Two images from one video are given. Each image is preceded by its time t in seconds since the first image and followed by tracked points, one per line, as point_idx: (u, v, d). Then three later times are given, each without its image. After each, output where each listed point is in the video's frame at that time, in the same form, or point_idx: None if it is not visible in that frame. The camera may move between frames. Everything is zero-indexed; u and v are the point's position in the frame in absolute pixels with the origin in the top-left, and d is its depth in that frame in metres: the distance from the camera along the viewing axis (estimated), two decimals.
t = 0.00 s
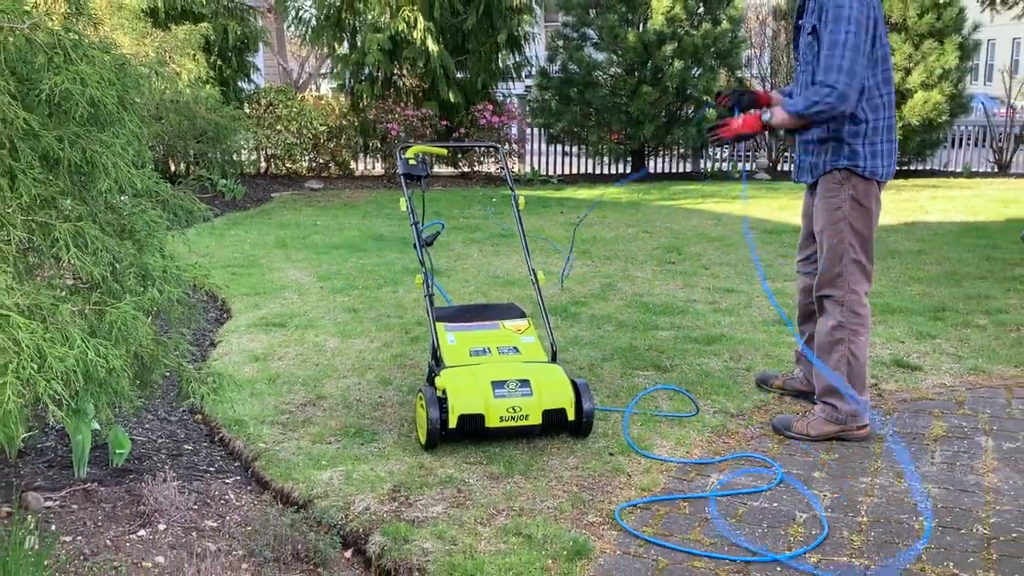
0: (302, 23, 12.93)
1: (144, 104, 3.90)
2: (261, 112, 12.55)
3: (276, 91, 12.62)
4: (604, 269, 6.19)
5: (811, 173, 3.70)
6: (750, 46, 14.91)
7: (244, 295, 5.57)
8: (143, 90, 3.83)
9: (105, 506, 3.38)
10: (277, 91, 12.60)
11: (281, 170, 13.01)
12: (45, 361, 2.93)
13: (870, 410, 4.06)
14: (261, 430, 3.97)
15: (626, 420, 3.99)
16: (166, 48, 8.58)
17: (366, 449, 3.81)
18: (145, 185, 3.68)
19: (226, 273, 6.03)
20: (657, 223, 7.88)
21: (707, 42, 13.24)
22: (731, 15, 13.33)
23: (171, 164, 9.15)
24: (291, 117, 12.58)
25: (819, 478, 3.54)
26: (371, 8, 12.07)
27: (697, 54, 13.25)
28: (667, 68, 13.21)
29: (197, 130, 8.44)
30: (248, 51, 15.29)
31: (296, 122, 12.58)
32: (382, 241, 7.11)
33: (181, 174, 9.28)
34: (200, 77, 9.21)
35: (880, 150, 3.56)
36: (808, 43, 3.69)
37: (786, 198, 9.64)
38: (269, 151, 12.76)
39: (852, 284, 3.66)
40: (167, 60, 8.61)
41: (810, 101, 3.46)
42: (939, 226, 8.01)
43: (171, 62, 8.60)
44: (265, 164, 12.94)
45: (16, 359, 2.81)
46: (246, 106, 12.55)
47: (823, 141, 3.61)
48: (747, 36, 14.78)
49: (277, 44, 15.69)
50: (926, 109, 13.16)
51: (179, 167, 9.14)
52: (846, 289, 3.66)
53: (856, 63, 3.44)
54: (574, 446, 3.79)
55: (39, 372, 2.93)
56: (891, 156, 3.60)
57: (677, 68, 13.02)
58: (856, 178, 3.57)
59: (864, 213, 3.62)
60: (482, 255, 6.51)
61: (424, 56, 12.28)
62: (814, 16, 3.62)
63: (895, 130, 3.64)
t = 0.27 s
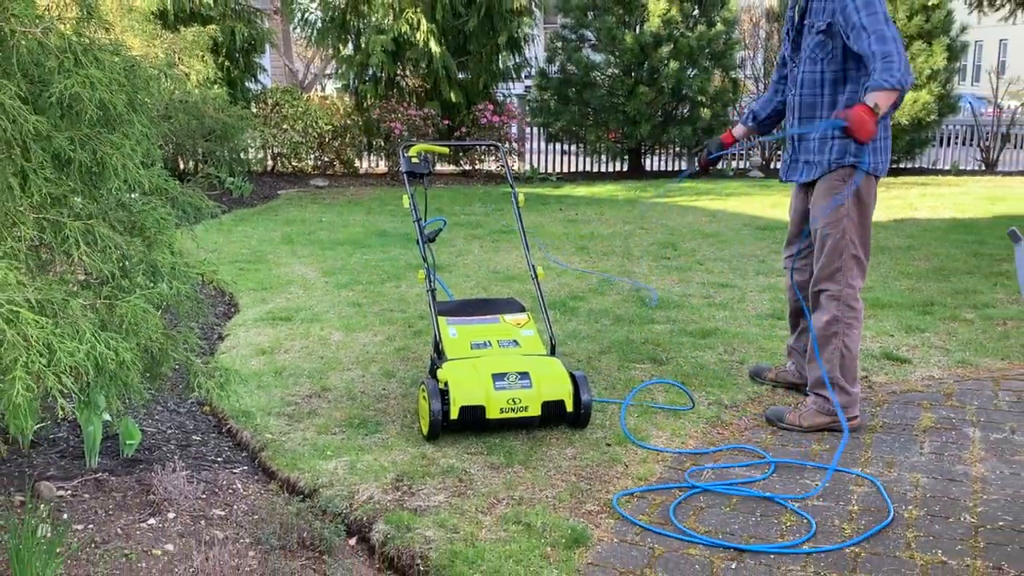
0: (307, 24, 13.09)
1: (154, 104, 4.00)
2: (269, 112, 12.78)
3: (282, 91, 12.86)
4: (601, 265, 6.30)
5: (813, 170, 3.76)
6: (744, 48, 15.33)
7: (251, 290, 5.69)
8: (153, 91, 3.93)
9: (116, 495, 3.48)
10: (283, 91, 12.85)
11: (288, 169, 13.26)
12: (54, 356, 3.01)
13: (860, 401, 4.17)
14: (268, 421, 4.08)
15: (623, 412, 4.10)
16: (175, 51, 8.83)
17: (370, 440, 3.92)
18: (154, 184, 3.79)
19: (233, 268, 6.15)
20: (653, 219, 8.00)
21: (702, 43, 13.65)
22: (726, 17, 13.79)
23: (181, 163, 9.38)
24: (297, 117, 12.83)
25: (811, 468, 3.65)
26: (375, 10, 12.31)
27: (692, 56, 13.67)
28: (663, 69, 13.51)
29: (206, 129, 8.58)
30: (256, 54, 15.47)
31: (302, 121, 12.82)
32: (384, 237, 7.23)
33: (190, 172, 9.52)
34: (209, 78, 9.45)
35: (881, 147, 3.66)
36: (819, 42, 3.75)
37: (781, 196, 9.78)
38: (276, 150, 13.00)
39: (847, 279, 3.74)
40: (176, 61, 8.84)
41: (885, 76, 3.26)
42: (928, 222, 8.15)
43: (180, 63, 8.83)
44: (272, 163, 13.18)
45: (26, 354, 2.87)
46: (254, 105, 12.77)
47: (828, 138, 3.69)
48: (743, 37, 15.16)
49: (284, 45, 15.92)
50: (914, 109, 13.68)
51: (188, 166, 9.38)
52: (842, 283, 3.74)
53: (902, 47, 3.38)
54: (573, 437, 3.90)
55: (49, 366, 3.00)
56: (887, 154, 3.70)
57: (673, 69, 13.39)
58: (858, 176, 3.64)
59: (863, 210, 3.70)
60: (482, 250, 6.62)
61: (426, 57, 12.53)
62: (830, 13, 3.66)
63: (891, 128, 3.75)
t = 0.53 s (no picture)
0: (313, 28, 13.37)
1: (164, 104, 4.11)
2: (275, 111, 13.42)
3: (289, 92, 13.46)
4: (599, 260, 6.41)
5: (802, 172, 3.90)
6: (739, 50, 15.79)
7: (258, 285, 5.81)
8: (163, 91, 4.04)
9: (127, 485, 3.59)
10: (289, 92, 13.45)
11: (294, 167, 13.88)
12: (69, 348, 3.09)
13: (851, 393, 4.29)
14: (275, 413, 4.20)
15: (620, 404, 4.21)
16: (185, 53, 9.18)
17: (373, 431, 4.03)
18: (164, 182, 3.90)
19: (241, 263, 6.28)
20: (649, 217, 8.12)
21: (696, 46, 14.23)
22: (719, 21, 14.39)
23: (191, 161, 9.71)
24: (302, 117, 13.44)
25: (802, 459, 3.76)
26: (379, 14, 12.61)
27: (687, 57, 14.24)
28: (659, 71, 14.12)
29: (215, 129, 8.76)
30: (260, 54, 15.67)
31: (307, 121, 13.42)
32: (388, 234, 7.35)
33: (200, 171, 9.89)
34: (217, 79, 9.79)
35: (871, 149, 3.79)
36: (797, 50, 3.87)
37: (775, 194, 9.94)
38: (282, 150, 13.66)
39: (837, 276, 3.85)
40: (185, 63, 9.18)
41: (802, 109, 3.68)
42: (916, 219, 8.31)
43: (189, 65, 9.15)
44: (278, 161, 13.82)
45: (43, 346, 2.94)
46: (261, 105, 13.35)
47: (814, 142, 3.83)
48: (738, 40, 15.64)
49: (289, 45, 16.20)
50: (904, 109, 14.30)
51: (198, 164, 9.73)
52: (832, 279, 3.85)
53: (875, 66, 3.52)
54: (571, 428, 4.01)
55: (65, 358, 3.08)
56: (877, 154, 3.83)
57: (668, 71, 13.94)
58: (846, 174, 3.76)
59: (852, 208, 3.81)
60: (482, 247, 6.73)
61: (428, 59, 12.85)
62: (806, 24, 3.80)
63: (880, 127, 3.87)
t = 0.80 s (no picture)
0: (318, 30, 13.68)
1: (173, 106, 4.23)
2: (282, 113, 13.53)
3: (295, 93, 13.65)
4: (597, 257, 6.53)
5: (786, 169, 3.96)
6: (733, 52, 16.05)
7: (265, 281, 5.93)
8: (172, 93, 4.16)
9: (138, 475, 3.69)
10: (296, 93, 13.64)
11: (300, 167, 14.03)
12: (81, 343, 3.18)
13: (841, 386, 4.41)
14: (281, 405, 4.31)
15: (617, 396, 4.33)
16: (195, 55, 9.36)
17: (377, 423, 4.15)
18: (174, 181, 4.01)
19: (248, 260, 6.39)
20: (645, 214, 8.23)
21: (691, 48, 14.48)
22: (714, 24, 14.63)
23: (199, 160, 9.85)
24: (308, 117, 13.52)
25: (794, 450, 3.88)
26: (384, 17, 12.91)
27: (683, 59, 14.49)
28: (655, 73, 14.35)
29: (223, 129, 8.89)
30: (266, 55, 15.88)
31: (313, 122, 13.53)
32: (391, 231, 7.47)
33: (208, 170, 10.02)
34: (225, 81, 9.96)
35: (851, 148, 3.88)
36: (792, 49, 3.97)
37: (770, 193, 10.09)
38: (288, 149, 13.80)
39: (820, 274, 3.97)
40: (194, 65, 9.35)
41: (828, 100, 3.60)
42: (905, 216, 8.46)
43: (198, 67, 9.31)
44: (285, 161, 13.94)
45: (55, 340, 3.02)
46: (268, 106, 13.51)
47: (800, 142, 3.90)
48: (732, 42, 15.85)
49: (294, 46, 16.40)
50: (893, 110, 14.43)
51: (206, 163, 9.88)
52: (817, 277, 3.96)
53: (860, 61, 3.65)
54: (570, 420, 4.13)
55: (77, 352, 3.18)
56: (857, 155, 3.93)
57: (664, 72, 14.16)
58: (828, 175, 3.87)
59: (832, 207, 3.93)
60: (483, 243, 6.84)
61: (431, 61, 13.14)
62: (802, 23, 3.88)
63: (859, 129, 3.98)
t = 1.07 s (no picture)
0: (323, 35, 13.85)
1: (183, 107, 4.36)
2: (289, 114, 13.89)
3: (301, 96, 13.93)
4: (596, 254, 6.66)
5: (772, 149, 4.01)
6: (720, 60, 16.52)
7: (272, 278, 6.06)
8: (182, 94, 4.28)
9: (149, 466, 3.81)
10: (302, 96, 13.92)
11: (306, 167, 14.32)
12: (94, 337, 3.28)
13: (832, 380, 4.54)
14: (288, 399, 4.44)
15: (614, 390, 4.45)
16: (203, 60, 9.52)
17: (382, 416, 4.28)
18: (184, 180, 4.13)
19: (256, 258, 6.52)
20: (642, 213, 8.37)
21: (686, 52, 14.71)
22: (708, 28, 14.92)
23: (207, 160, 10.01)
24: (314, 119, 13.87)
25: (785, 442, 4.00)
26: (386, 21, 13.03)
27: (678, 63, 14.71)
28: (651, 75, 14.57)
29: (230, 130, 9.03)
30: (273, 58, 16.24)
31: (318, 123, 13.86)
32: (395, 229, 7.60)
33: (216, 170, 10.17)
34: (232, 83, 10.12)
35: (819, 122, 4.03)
36: (765, 35, 3.99)
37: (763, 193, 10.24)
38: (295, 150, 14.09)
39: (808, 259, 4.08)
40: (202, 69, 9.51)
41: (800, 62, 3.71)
42: (894, 215, 8.61)
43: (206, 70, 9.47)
44: (291, 161, 14.22)
45: (69, 335, 3.11)
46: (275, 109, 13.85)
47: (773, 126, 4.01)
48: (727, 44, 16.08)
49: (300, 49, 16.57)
50: (884, 111, 14.60)
51: (214, 164, 10.06)
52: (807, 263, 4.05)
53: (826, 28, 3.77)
54: (568, 413, 4.25)
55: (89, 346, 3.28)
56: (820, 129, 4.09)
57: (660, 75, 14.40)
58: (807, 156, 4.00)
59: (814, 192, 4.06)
60: (484, 241, 6.97)
61: (433, 65, 13.25)
62: (774, 8, 3.92)
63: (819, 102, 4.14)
